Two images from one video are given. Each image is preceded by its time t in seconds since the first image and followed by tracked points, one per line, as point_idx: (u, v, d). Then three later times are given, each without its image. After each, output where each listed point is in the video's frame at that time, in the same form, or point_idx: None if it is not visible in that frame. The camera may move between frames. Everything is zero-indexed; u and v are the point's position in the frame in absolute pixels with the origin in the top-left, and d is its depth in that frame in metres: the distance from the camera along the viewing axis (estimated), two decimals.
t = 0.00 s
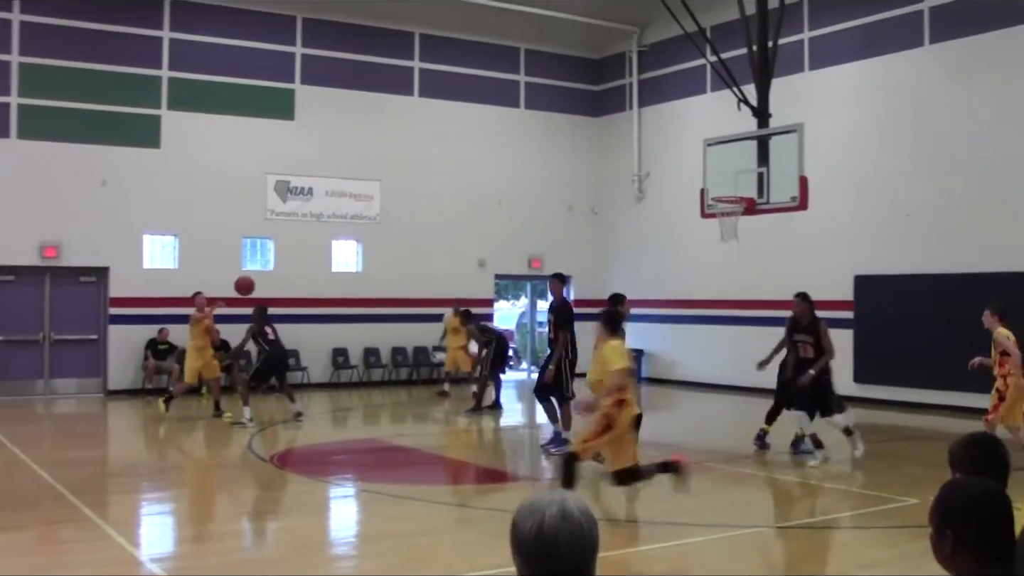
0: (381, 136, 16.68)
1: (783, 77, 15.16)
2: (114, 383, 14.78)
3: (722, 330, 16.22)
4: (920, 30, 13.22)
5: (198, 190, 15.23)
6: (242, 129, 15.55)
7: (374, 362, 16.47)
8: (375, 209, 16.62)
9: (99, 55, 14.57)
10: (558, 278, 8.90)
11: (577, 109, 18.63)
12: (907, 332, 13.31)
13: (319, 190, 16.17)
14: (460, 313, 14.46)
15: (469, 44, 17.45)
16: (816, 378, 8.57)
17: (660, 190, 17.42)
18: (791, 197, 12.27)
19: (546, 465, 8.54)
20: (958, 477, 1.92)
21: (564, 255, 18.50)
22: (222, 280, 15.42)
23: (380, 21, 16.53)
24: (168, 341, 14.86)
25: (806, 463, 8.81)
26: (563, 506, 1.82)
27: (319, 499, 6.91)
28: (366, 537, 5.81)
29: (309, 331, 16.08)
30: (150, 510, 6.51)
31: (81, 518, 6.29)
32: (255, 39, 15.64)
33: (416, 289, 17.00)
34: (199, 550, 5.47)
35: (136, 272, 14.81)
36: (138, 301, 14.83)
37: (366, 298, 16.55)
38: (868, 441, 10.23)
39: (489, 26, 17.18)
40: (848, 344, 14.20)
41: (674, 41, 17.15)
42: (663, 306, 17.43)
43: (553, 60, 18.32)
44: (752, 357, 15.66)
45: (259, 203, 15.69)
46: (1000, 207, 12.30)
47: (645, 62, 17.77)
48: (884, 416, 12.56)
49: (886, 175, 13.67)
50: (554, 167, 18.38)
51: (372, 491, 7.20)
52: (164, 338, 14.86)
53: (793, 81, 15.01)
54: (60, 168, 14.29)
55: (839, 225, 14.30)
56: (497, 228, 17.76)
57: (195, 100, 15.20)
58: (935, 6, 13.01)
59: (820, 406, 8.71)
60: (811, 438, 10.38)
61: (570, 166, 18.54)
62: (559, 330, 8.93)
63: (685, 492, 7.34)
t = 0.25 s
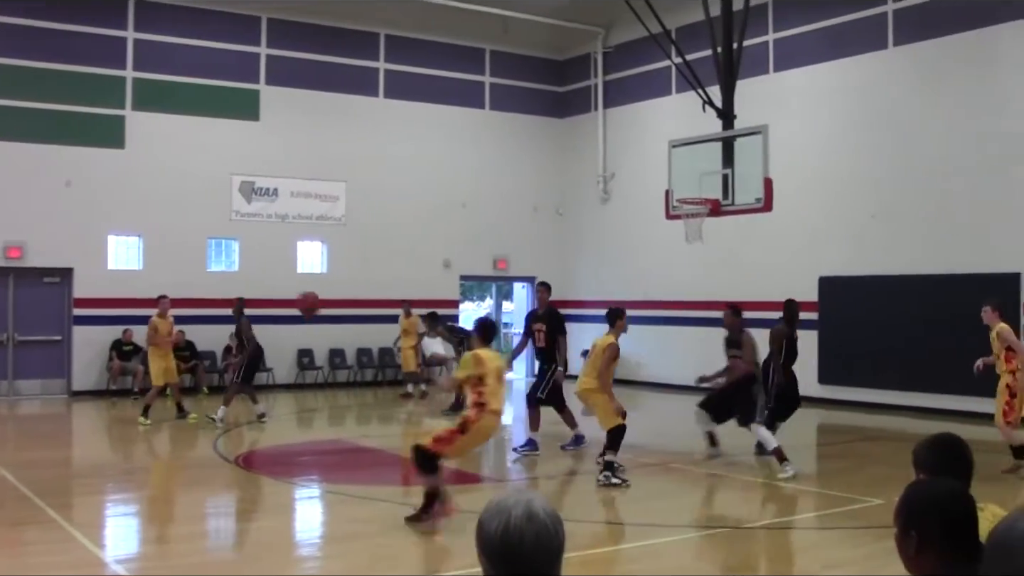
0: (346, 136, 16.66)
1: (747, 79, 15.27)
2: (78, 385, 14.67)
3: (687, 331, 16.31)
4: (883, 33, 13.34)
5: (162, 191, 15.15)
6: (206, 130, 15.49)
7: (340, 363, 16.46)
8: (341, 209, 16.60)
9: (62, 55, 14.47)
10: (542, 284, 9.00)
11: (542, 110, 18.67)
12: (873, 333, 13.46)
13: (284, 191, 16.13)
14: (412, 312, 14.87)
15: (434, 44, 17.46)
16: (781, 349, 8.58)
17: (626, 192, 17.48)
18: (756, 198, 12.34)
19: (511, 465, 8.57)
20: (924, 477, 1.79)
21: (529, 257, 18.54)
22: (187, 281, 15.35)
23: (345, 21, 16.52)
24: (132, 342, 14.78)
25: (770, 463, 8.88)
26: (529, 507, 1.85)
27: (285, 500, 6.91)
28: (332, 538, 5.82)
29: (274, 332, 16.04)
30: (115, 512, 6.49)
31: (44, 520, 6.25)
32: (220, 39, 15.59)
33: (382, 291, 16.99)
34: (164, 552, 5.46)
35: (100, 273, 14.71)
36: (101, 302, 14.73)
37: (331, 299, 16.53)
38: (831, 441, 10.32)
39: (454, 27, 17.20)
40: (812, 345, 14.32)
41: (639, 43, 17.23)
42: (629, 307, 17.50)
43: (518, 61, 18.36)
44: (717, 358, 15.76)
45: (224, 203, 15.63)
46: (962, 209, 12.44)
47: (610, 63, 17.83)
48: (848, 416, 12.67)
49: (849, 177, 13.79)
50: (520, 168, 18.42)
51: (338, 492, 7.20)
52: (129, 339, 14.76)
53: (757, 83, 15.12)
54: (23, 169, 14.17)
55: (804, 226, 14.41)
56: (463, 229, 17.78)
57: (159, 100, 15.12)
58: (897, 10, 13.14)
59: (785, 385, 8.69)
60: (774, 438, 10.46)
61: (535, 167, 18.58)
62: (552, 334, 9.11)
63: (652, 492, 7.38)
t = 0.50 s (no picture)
0: (324, 136, 16.62)
1: (724, 79, 15.31)
2: (54, 384, 14.58)
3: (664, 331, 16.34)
4: (860, 34, 13.41)
5: (139, 189, 15.07)
6: (183, 129, 15.42)
7: (317, 363, 16.43)
8: (318, 209, 16.56)
9: (38, 53, 14.37)
10: (529, 279, 8.82)
11: (519, 110, 18.68)
12: (850, 333, 13.54)
13: (261, 190, 16.08)
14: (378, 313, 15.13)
15: (412, 44, 17.45)
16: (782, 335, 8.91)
17: (603, 191, 17.51)
18: (733, 198, 12.49)
19: (489, 465, 8.56)
20: (906, 477, 1.99)
21: (507, 256, 18.55)
22: (163, 280, 15.28)
23: (322, 20, 16.48)
24: (108, 341, 14.71)
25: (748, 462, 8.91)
26: (506, 506, 1.85)
27: (262, 499, 6.89)
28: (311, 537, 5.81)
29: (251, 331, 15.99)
30: (92, 512, 6.45)
31: (21, 520, 6.21)
32: (197, 38, 15.53)
33: (360, 290, 16.97)
34: (142, 552, 5.43)
35: (76, 272, 14.63)
36: (77, 301, 14.65)
37: (308, 299, 16.49)
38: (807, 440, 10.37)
39: (432, 26, 17.18)
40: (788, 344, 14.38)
41: (616, 43, 17.26)
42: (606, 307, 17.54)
43: (496, 61, 18.36)
44: (693, 358, 15.80)
45: (201, 202, 15.57)
46: (937, 209, 12.52)
47: (588, 62, 17.86)
48: (825, 416, 12.73)
49: (826, 177, 13.84)
50: (497, 167, 18.42)
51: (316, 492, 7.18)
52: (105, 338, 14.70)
53: (734, 83, 15.16)
54: None
55: (781, 226, 14.46)
56: (441, 228, 17.77)
57: (136, 99, 15.05)
58: (874, 11, 13.20)
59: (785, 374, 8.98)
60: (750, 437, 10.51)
61: (512, 167, 18.59)
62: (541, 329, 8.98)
63: (629, 492, 7.40)
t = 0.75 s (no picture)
0: (309, 136, 16.60)
1: (709, 80, 15.33)
2: (38, 385, 14.54)
3: (649, 331, 16.36)
4: (845, 35, 13.44)
5: (125, 190, 15.03)
6: (168, 128, 15.38)
7: (302, 363, 16.41)
8: (304, 209, 16.54)
9: (23, 53, 14.33)
10: (525, 280, 8.95)
11: (505, 110, 18.68)
12: (835, 333, 13.58)
13: (246, 190, 16.04)
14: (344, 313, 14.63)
15: (398, 44, 17.44)
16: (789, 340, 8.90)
17: (589, 192, 17.52)
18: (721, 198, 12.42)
19: (476, 465, 8.57)
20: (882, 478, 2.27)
21: (492, 257, 18.54)
22: (149, 281, 15.24)
23: (308, 20, 16.45)
24: (93, 342, 14.67)
25: (735, 463, 8.93)
26: (492, 506, 1.86)
27: (248, 499, 6.89)
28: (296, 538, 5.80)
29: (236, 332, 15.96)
30: (77, 512, 6.45)
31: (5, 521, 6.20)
32: (182, 38, 15.49)
33: (345, 290, 16.95)
34: (126, 553, 5.43)
35: (60, 273, 14.58)
36: (62, 302, 14.61)
37: (294, 299, 16.47)
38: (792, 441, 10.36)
39: (418, 26, 17.18)
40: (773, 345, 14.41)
41: (602, 43, 17.28)
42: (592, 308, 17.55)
43: (481, 61, 18.36)
44: (679, 358, 15.83)
45: (186, 203, 15.53)
46: (921, 210, 12.57)
47: (573, 63, 17.87)
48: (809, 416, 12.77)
49: (811, 178, 13.88)
50: (483, 168, 18.42)
51: (300, 493, 7.18)
52: (90, 339, 14.65)
53: (720, 84, 15.19)
54: None
55: (766, 226, 14.50)
56: (426, 228, 17.77)
57: (121, 98, 15.01)
58: (859, 12, 13.24)
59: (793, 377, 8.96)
60: (736, 437, 10.52)
61: (498, 167, 18.59)
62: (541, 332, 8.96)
63: (615, 492, 7.41)
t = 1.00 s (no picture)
0: (298, 135, 16.58)
1: (698, 80, 15.34)
2: (27, 385, 14.49)
3: (639, 331, 16.37)
4: (833, 34, 13.46)
5: (114, 189, 15.00)
6: (157, 127, 15.35)
7: (292, 363, 16.39)
8: (293, 208, 16.52)
9: (11, 51, 14.28)
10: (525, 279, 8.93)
11: (494, 110, 18.68)
12: (824, 333, 13.60)
13: (235, 189, 16.01)
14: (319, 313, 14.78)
15: (387, 43, 17.42)
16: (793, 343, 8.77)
17: (578, 191, 17.53)
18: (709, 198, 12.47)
19: (465, 465, 8.56)
20: (871, 475, 2.28)
21: (481, 256, 18.54)
22: (137, 280, 15.20)
23: (297, 19, 16.44)
24: (82, 341, 14.62)
25: (724, 462, 8.92)
26: (482, 504, 1.86)
27: (237, 499, 6.88)
28: (285, 537, 5.80)
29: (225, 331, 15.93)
30: (67, 511, 6.44)
31: None
32: (171, 36, 15.46)
33: (334, 290, 16.93)
34: (116, 552, 5.42)
35: (49, 272, 14.54)
36: (50, 301, 14.56)
37: (283, 298, 16.45)
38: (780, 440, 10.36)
39: (407, 24, 17.17)
40: (762, 345, 14.43)
41: (592, 43, 17.28)
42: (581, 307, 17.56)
43: (471, 61, 18.36)
44: (668, 357, 15.84)
45: (174, 202, 15.49)
46: (909, 210, 12.60)
47: (563, 63, 17.87)
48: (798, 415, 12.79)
49: (799, 177, 13.91)
50: (472, 167, 18.42)
51: (290, 492, 7.17)
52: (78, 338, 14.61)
53: (708, 84, 15.21)
54: None
55: (755, 226, 14.52)
56: (416, 227, 17.76)
57: (110, 97, 14.98)
58: (847, 13, 13.27)
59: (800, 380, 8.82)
60: (725, 437, 10.54)
61: (487, 167, 18.59)
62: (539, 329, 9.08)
63: (603, 492, 7.42)
